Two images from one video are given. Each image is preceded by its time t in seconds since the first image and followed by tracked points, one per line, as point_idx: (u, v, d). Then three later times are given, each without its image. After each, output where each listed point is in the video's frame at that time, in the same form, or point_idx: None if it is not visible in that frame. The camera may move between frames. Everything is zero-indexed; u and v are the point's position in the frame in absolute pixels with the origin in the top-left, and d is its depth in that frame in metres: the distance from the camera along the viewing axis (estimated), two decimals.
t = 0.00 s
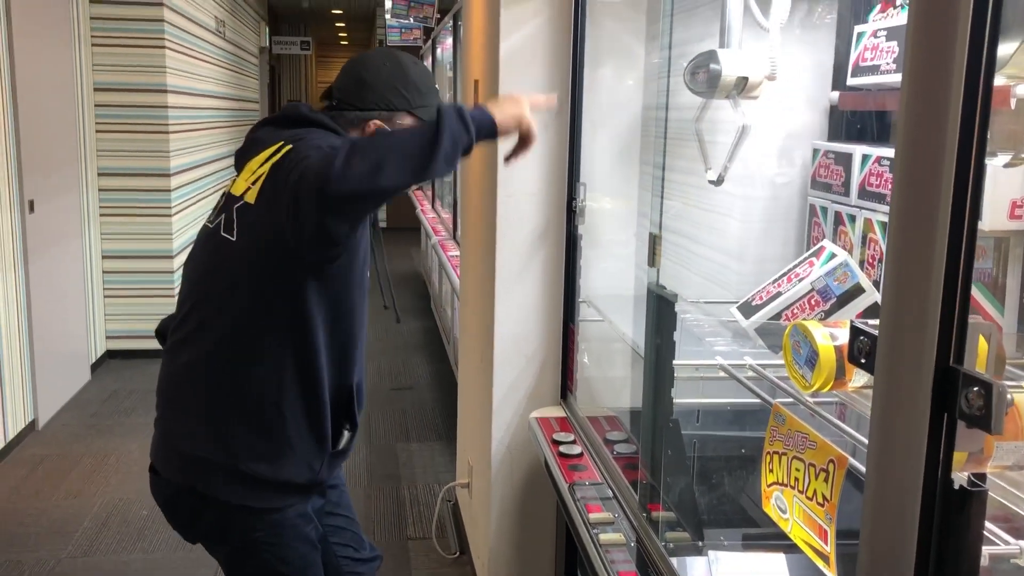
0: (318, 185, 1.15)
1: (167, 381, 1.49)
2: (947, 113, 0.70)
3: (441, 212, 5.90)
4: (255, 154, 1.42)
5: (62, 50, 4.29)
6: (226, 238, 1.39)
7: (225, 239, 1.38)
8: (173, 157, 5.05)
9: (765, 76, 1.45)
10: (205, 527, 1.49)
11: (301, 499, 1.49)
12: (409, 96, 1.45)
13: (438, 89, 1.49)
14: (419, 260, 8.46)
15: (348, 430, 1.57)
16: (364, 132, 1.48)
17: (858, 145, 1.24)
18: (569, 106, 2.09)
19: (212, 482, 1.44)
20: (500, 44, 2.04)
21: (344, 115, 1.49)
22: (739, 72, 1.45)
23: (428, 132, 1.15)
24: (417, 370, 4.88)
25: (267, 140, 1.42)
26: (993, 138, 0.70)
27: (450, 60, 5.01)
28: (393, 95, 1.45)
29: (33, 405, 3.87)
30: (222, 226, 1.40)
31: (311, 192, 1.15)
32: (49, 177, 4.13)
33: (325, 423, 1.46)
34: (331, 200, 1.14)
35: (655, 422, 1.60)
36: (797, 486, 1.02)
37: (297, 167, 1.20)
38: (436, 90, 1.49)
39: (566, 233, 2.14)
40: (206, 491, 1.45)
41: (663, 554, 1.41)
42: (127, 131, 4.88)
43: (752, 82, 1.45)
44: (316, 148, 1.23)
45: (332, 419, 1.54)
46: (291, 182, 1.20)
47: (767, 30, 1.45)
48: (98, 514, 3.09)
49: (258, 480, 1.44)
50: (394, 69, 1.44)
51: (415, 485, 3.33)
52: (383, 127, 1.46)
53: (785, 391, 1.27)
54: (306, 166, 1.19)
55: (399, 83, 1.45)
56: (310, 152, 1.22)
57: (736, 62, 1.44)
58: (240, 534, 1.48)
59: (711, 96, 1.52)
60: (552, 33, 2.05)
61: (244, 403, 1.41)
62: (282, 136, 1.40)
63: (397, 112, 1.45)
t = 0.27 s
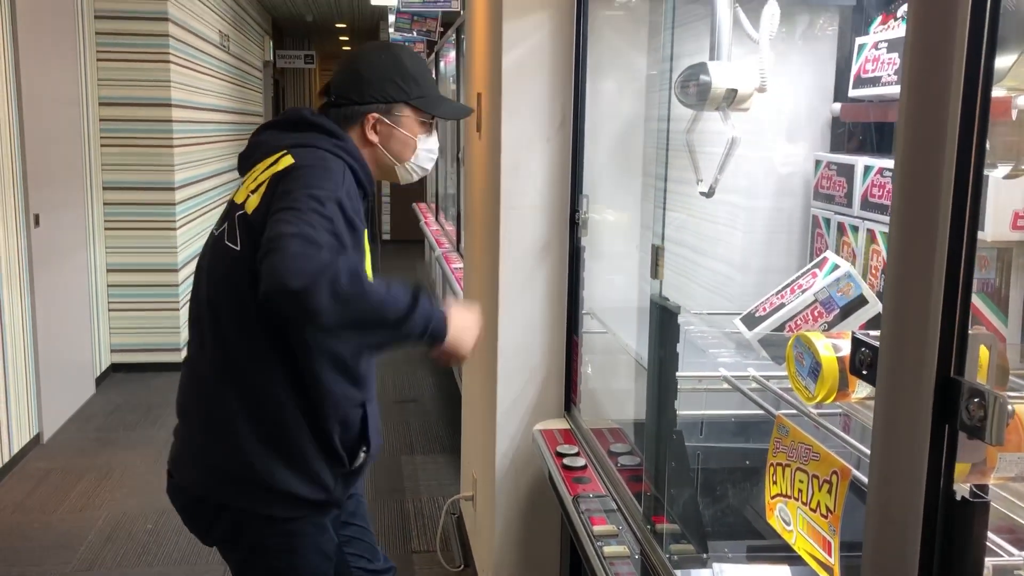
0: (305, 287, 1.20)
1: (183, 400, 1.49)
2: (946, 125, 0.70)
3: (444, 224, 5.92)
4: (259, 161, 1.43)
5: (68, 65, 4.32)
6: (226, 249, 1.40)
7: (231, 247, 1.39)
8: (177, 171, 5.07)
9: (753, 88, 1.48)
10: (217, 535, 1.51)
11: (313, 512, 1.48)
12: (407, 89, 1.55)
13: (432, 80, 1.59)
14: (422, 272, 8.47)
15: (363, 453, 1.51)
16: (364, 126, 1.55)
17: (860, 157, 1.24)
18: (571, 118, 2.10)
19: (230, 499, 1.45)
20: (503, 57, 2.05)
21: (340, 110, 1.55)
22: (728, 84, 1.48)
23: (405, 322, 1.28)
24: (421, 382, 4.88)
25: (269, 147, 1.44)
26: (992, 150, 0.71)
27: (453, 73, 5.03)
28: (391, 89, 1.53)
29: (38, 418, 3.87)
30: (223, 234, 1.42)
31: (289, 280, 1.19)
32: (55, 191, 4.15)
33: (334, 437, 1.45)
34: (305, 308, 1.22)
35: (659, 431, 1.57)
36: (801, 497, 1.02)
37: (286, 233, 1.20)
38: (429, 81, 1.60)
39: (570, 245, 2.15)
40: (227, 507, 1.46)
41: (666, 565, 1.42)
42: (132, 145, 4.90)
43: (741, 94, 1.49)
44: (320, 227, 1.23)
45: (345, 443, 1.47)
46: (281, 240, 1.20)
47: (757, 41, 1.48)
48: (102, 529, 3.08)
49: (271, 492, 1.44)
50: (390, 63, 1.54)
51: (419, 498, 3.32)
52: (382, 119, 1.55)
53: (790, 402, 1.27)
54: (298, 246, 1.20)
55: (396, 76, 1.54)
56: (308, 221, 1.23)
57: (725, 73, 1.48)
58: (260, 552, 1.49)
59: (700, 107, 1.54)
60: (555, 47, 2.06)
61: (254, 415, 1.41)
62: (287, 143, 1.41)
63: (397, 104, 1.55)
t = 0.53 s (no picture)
0: (284, 349, 1.31)
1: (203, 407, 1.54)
2: (946, 132, 0.71)
3: (446, 232, 5.92)
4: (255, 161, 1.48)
5: (71, 75, 4.34)
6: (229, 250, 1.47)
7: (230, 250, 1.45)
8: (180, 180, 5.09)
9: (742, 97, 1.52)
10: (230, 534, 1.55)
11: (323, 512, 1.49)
12: (400, 72, 1.57)
13: (424, 62, 1.62)
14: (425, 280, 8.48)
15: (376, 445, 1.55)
16: (359, 112, 1.57)
17: (862, 163, 1.25)
18: (573, 126, 2.11)
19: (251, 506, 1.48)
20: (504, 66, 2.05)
21: (335, 97, 1.57)
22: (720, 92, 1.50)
23: (316, 441, 1.34)
24: (424, 391, 4.88)
25: (266, 146, 1.47)
26: (992, 156, 0.71)
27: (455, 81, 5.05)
28: (385, 74, 1.56)
29: (41, 427, 3.87)
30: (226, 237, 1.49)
31: (273, 328, 1.31)
32: (58, 200, 4.16)
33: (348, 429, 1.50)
34: (264, 368, 1.32)
35: (661, 440, 1.56)
36: (804, 504, 1.02)
37: (291, 284, 1.33)
38: (423, 64, 1.63)
39: (572, 253, 2.15)
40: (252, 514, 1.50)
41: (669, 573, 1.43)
42: (135, 154, 4.92)
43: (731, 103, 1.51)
44: (337, 297, 1.37)
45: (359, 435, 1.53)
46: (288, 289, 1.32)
47: (747, 50, 1.51)
48: (105, 538, 3.08)
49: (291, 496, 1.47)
50: (381, 48, 1.56)
51: (422, 506, 3.32)
52: (376, 103, 1.57)
53: (793, 410, 1.26)
54: (298, 303, 1.33)
55: (388, 60, 1.56)
56: (317, 280, 1.35)
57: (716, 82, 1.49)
58: (276, 561, 1.51)
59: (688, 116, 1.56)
60: (557, 56, 2.07)
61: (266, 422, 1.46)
62: (280, 141, 1.45)
63: (388, 87, 1.57)
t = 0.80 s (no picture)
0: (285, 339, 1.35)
1: (217, 406, 1.58)
2: (946, 132, 0.71)
3: (447, 235, 5.93)
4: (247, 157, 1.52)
5: (72, 78, 4.34)
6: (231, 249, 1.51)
7: (232, 248, 1.49)
8: (180, 183, 5.09)
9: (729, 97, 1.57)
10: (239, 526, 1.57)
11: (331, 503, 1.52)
12: (379, 47, 1.58)
13: (405, 38, 1.63)
14: (425, 283, 8.48)
15: (381, 431, 1.57)
16: (342, 91, 1.59)
17: (862, 164, 1.25)
18: (573, 129, 2.11)
19: (261, 495, 1.52)
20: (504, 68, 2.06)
21: (318, 77, 1.59)
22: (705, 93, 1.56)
23: (310, 440, 1.36)
24: (424, 393, 4.88)
25: (254, 140, 1.51)
26: (993, 155, 0.71)
27: (455, 83, 5.05)
28: (366, 50, 1.57)
29: (41, 430, 3.87)
30: (227, 238, 1.53)
31: (275, 319, 1.35)
32: (58, 203, 4.16)
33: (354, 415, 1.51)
34: (267, 362, 1.35)
35: (662, 441, 1.57)
36: (805, 505, 1.02)
37: (290, 273, 1.36)
38: (404, 40, 1.64)
39: (572, 255, 2.16)
40: (259, 504, 1.53)
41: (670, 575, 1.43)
42: (135, 157, 4.93)
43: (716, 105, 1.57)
44: (337, 283, 1.39)
45: (367, 424, 1.54)
46: (286, 277, 1.35)
47: (734, 49, 1.54)
48: (105, 541, 3.08)
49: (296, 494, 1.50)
50: (359, 24, 1.57)
51: (423, 508, 3.32)
52: (358, 82, 1.59)
53: (793, 410, 1.26)
54: (298, 291, 1.36)
55: (367, 36, 1.57)
56: (316, 267, 1.38)
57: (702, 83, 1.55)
58: (280, 551, 1.54)
59: (676, 119, 1.60)
60: (557, 58, 2.08)
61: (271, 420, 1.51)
62: (265, 133, 1.49)
63: (370, 64, 1.58)
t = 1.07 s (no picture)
0: (282, 329, 1.34)
1: (225, 404, 1.58)
2: (949, 128, 0.70)
3: (446, 233, 5.92)
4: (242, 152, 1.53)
5: (69, 77, 4.34)
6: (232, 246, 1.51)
7: (232, 244, 1.49)
8: (178, 181, 5.08)
9: (717, 93, 1.58)
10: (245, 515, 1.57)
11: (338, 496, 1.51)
12: (374, 35, 1.57)
13: (400, 25, 1.62)
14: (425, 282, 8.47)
15: (380, 422, 1.57)
16: (336, 79, 1.59)
17: (862, 161, 1.24)
18: (573, 126, 2.11)
19: (264, 488, 1.52)
20: (503, 66, 2.05)
21: (312, 65, 1.59)
22: (693, 89, 1.59)
23: (322, 428, 1.35)
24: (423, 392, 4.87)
25: (248, 133, 1.52)
26: (996, 152, 0.71)
27: (454, 81, 5.04)
28: (360, 38, 1.57)
29: (40, 430, 3.87)
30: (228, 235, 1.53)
31: (271, 309, 1.35)
32: (56, 202, 4.15)
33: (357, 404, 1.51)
34: (267, 353, 1.35)
35: (662, 438, 1.56)
36: (807, 502, 1.02)
37: (284, 263, 1.36)
38: (400, 27, 1.63)
39: (572, 253, 2.15)
40: (262, 495, 1.53)
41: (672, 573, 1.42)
42: (133, 156, 4.92)
43: (706, 101, 1.59)
44: (332, 269, 1.39)
45: (370, 413, 1.54)
46: (279, 267, 1.35)
47: (722, 46, 1.56)
48: (105, 540, 3.08)
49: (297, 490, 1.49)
50: (354, 12, 1.56)
51: (423, 507, 3.32)
52: (353, 69, 1.59)
53: (794, 407, 1.26)
54: (293, 280, 1.36)
55: (362, 24, 1.57)
56: (310, 254, 1.37)
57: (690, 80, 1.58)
58: (281, 544, 1.54)
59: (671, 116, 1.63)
60: (557, 56, 2.07)
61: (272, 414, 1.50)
62: (257, 126, 1.50)
63: (365, 52, 1.58)
